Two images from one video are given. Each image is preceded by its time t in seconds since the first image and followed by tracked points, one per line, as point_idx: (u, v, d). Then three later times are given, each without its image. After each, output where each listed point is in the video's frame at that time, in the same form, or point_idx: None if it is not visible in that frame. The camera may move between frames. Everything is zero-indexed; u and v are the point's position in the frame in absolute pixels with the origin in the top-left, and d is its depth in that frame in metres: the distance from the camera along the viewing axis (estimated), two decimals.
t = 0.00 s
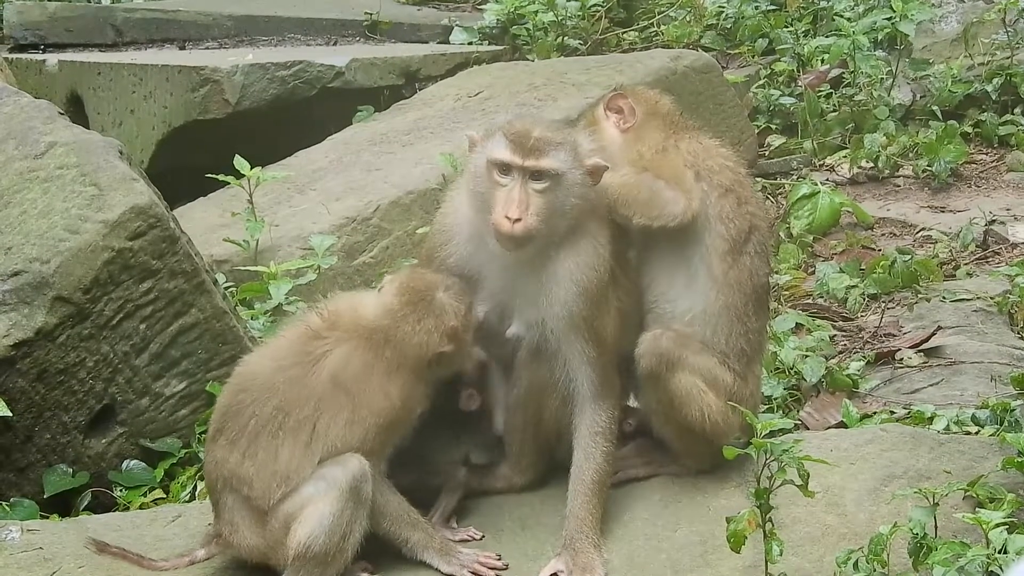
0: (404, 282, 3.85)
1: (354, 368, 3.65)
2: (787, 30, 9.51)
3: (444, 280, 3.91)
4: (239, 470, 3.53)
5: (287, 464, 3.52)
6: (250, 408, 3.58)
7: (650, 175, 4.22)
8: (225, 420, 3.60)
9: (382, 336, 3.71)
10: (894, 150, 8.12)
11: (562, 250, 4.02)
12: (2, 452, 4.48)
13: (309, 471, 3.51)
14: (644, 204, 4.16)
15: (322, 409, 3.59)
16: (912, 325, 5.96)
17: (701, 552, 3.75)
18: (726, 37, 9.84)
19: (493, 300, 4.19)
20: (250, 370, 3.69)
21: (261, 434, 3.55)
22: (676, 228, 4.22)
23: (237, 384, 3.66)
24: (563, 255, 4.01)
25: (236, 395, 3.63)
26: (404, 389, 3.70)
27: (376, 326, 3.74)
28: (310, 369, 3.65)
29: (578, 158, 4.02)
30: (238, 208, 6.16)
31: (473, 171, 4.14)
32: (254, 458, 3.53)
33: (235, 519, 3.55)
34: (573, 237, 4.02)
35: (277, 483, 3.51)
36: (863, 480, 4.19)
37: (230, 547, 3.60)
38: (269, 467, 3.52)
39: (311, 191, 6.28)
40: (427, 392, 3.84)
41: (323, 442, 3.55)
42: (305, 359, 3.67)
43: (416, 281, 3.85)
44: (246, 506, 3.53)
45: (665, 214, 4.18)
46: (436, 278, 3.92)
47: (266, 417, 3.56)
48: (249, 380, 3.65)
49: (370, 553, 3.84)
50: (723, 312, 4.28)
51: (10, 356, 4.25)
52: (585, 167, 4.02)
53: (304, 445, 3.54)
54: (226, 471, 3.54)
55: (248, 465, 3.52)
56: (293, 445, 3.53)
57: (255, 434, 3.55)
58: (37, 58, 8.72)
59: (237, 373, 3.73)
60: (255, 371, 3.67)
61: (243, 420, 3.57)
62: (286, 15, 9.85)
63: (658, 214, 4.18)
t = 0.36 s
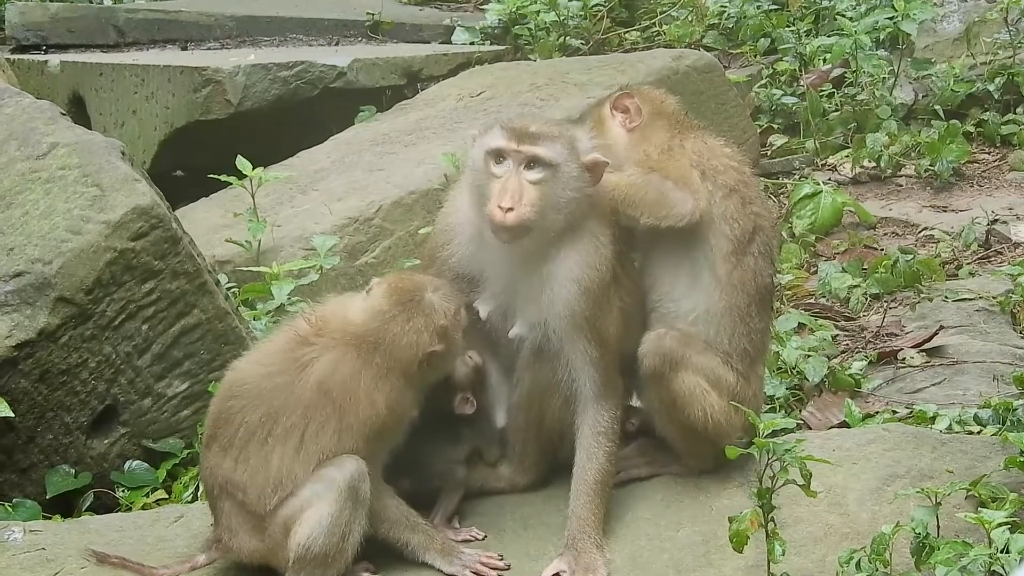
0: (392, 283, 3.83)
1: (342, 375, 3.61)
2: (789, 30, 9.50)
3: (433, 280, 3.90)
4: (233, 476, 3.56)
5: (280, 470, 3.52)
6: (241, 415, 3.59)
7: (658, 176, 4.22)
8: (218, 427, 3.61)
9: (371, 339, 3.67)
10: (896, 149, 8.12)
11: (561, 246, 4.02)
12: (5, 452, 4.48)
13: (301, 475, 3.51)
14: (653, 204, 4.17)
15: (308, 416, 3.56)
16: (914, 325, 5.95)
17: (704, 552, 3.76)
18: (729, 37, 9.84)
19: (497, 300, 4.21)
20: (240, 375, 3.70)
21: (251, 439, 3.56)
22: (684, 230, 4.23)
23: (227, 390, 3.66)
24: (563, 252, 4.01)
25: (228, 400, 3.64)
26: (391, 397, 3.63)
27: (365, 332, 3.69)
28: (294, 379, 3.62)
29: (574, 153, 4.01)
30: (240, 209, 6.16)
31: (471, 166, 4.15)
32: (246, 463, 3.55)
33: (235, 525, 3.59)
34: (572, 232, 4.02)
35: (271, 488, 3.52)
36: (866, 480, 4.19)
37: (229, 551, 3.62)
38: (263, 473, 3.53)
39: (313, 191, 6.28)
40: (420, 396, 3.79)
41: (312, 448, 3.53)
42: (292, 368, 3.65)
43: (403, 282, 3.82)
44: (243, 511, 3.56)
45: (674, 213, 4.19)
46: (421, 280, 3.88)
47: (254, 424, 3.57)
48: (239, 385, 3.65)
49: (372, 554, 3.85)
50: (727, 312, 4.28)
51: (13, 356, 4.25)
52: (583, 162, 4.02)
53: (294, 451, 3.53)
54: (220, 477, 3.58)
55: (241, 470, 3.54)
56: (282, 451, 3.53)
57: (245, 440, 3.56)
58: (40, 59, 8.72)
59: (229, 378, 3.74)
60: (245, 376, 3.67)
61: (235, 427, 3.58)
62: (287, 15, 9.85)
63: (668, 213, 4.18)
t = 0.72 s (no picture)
0: (389, 282, 3.82)
1: (341, 376, 3.61)
2: (790, 30, 9.50)
3: (432, 280, 3.89)
4: (232, 477, 3.56)
5: (279, 471, 3.52)
6: (241, 416, 3.58)
7: (660, 177, 4.20)
8: (218, 428, 3.61)
9: (371, 339, 3.67)
10: (897, 149, 8.11)
11: (559, 242, 4.04)
12: (6, 453, 4.48)
13: (301, 476, 3.51)
14: (655, 207, 4.15)
15: (307, 417, 3.56)
16: (915, 325, 5.95)
17: (705, 552, 3.77)
18: (729, 37, 9.84)
19: (499, 299, 4.23)
20: (239, 376, 3.69)
21: (250, 440, 3.55)
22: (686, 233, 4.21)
23: (226, 391, 3.66)
24: (563, 248, 4.03)
25: (226, 401, 3.63)
26: (388, 398, 3.63)
27: (363, 332, 3.69)
28: (293, 380, 3.62)
29: (569, 149, 4.03)
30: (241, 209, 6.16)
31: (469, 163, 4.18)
32: (245, 465, 3.55)
33: (235, 526, 3.59)
34: (570, 227, 4.05)
35: (270, 489, 3.52)
36: (866, 480, 4.19)
37: (230, 552, 3.62)
38: (262, 474, 3.52)
39: (314, 192, 6.27)
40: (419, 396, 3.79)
41: (311, 448, 3.53)
42: (291, 369, 3.64)
43: (402, 282, 3.82)
44: (243, 512, 3.56)
45: (676, 216, 4.17)
46: (420, 281, 3.87)
47: (253, 425, 3.56)
48: (238, 386, 3.65)
49: (373, 554, 3.86)
50: (729, 313, 4.28)
51: (14, 357, 4.25)
52: (580, 158, 4.03)
53: (293, 451, 3.53)
54: (219, 477, 3.58)
55: (240, 472, 3.54)
56: (281, 452, 3.53)
57: (244, 441, 3.56)
58: (40, 60, 8.71)
59: (227, 379, 3.74)
60: (243, 377, 3.67)
61: (234, 427, 3.58)
62: (288, 15, 9.85)
63: (668, 216, 4.17)
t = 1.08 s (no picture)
0: (397, 283, 3.81)
1: (347, 374, 3.61)
2: (793, 28, 9.50)
3: (439, 280, 3.89)
4: (236, 476, 3.56)
5: (284, 470, 3.52)
6: (246, 414, 3.59)
7: (663, 176, 4.17)
8: (223, 426, 3.61)
9: (378, 340, 3.67)
10: (901, 148, 8.09)
11: (558, 236, 4.09)
12: (9, 452, 4.47)
13: (306, 475, 3.51)
14: (657, 205, 4.13)
15: (312, 416, 3.56)
16: (918, 324, 5.95)
17: (708, 551, 3.79)
18: (733, 36, 9.82)
19: (502, 297, 4.28)
20: (244, 374, 3.70)
21: (255, 438, 3.56)
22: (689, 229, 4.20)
23: (231, 389, 3.66)
24: (563, 242, 4.07)
25: (232, 399, 3.64)
26: (394, 398, 3.63)
27: (371, 334, 3.68)
28: (299, 379, 3.62)
29: (564, 140, 4.11)
30: (244, 208, 6.17)
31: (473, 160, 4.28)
32: (250, 463, 3.55)
33: (239, 524, 3.59)
34: (568, 221, 4.09)
35: (275, 488, 3.52)
36: (869, 478, 4.20)
37: (234, 551, 3.63)
38: (267, 473, 3.52)
39: (317, 191, 6.27)
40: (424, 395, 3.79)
41: (316, 447, 3.53)
42: (296, 367, 3.64)
43: (408, 283, 3.82)
44: (246, 511, 3.56)
45: (678, 215, 4.16)
46: (426, 281, 3.87)
47: (259, 422, 3.57)
48: (243, 384, 3.65)
49: (378, 553, 3.87)
50: (732, 311, 4.27)
51: (18, 355, 4.25)
52: (575, 152, 4.09)
53: (298, 450, 3.53)
54: (224, 476, 3.58)
55: (244, 470, 3.54)
56: (287, 451, 3.53)
57: (249, 439, 3.56)
58: (43, 59, 8.71)
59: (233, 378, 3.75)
60: (248, 375, 3.67)
61: (239, 425, 3.58)
62: (291, 14, 9.84)
63: (671, 215, 4.15)
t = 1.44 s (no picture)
0: (404, 278, 3.88)
1: (358, 369, 3.64)
2: (794, 29, 9.50)
3: (446, 274, 3.95)
4: (245, 473, 3.57)
5: (294, 467, 3.53)
6: (256, 412, 3.60)
7: (672, 191, 4.21)
8: (231, 424, 3.63)
9: (387, 334, 3.72)
10: (902, 147, 8.10)
11: (560, 235, 4.09)
12: (11, 451, 4.47)
13: (315, 472, 3.53)
14: (663, 223, 4.19)
15: (324, 411, 3.58)
16: (919, 324, 5.95)
17: (709, 550, 3.80)
18: (734, 36, 9.75)
19: (502, 296, 4.29)
20: (253, 372, 3.71)
21: (266, 436, 3.57)
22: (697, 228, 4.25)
23: (240, 388, 3.68)
24: (565, 241, 4.07)
25: (240, 397, 3.66)
26: (405, 391, 3.66)
27: (378, 327, 3.75)
28: (310, 376, 3.64)
29: (567, 138, 4.10)
30: (245, 208, 6.17)
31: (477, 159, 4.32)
32: (259, 461, 3.56)
33: (243, 522, 3.59)
34: (570, 220, 4.09)
35: (284, 485, 3.53)
36: (870, 478, 4.20)
37: (236, 549, 3.62)
38: (277, 470, 3.54)
39: (318, 191, 6.28)
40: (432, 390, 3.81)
41: (326, 444, 3.55)
42: (306, 363, 3.67)
43: (417, 277, 3.88)
44: (253, 509, 3.57)
45: (684, 236, 4.21)
46: (438, 275, 3.94)
47: (269, 420, 3.58)
48: (252, 383, 3.67)
49: (380, 553, 3.88)
50: (734, 307, 4.29)
51: (19, 356, 4.26)
52: (578, 149, 4.08)
53: (309, 446, 3.55)
54: (231, 473, 3.59)
55: (254, 468, 3.55)
56: (298, 447, 3.54)
57: (259, 436, 3.57)
58: (45, 59, 8.72)
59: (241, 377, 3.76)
60: (258, 373, 3.69)
61: (249, 423, 3.60)
62: (291, 13, 9.83)
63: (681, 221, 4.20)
